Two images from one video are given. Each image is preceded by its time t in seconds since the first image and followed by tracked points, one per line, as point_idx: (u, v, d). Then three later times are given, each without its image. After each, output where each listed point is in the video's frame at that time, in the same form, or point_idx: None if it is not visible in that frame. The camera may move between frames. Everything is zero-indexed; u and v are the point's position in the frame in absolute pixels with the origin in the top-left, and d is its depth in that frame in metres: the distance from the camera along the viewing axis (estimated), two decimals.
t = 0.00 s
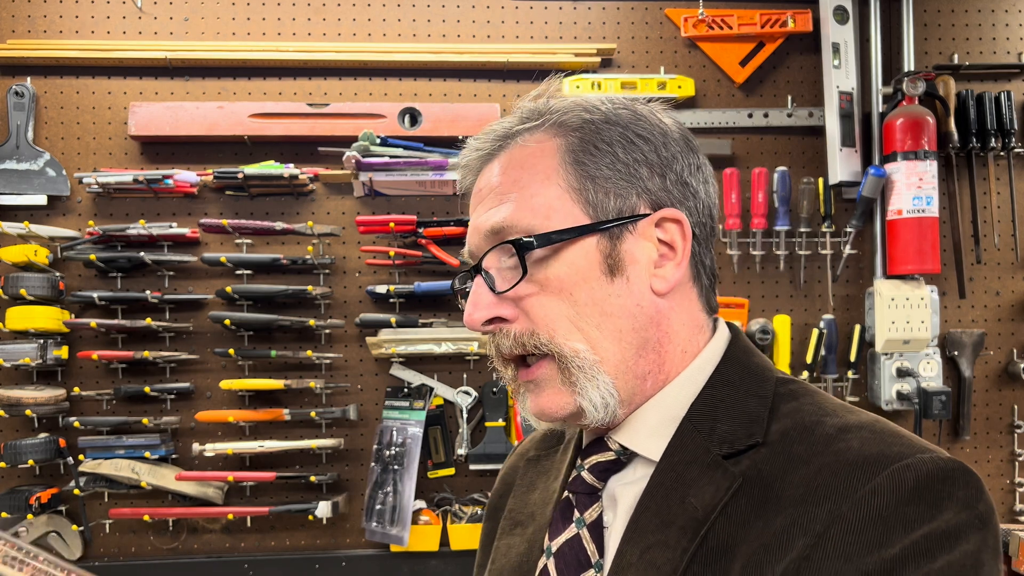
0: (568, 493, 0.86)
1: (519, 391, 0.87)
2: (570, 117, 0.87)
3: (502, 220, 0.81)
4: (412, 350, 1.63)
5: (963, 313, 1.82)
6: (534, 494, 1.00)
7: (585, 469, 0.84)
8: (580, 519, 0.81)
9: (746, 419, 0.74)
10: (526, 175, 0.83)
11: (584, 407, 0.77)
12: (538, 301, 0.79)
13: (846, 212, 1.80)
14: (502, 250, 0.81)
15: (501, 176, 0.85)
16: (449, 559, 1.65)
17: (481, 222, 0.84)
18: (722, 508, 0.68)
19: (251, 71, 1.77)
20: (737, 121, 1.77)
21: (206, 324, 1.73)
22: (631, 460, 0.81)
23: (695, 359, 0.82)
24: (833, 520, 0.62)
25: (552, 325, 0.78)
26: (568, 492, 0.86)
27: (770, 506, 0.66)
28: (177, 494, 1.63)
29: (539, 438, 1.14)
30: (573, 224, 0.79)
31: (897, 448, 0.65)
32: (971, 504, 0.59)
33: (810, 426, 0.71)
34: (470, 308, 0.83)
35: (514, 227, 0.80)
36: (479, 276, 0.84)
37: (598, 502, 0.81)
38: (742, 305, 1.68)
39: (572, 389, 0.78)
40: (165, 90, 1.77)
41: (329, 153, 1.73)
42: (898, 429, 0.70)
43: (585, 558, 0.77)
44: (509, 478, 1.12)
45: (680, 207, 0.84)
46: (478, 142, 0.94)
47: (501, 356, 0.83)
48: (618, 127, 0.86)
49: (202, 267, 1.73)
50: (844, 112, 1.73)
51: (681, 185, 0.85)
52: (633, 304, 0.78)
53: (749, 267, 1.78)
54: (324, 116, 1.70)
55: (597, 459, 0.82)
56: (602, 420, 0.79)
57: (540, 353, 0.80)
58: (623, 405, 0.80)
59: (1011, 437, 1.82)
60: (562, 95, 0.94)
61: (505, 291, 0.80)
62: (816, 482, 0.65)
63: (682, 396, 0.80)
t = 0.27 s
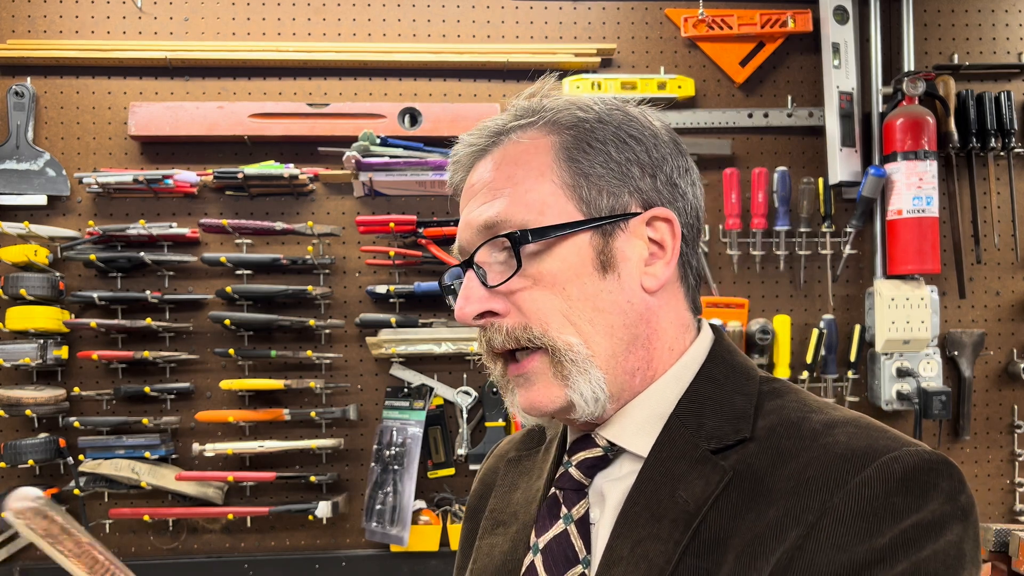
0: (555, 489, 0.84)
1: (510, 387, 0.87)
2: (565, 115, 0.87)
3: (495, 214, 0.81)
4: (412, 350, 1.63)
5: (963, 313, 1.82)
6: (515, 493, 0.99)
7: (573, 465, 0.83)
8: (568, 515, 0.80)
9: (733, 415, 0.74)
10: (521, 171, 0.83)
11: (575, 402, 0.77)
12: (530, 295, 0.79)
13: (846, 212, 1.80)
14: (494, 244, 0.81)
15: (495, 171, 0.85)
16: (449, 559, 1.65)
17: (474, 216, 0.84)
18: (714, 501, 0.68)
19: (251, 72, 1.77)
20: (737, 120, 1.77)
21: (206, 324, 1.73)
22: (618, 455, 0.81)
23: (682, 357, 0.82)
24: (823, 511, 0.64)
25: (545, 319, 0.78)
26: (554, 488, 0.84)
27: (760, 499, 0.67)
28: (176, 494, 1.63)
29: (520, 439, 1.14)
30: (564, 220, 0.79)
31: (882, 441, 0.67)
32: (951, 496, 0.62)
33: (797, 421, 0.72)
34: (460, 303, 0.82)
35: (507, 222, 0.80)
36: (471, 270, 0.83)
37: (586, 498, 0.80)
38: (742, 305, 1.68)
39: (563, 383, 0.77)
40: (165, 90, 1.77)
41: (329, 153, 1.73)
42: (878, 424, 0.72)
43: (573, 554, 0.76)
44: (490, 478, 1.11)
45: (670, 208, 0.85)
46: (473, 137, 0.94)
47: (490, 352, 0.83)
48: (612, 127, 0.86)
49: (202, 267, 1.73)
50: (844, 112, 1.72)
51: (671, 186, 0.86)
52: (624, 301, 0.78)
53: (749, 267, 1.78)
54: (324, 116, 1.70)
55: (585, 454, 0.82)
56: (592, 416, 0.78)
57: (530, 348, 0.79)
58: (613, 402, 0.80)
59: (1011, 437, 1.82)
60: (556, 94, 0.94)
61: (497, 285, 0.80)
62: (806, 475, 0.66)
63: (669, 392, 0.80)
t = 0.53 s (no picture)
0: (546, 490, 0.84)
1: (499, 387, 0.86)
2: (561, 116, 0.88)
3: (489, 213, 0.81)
4: (412, 350, 1.63)
5: (963, 313, 1.82)
6: (504, 497, 0.99)
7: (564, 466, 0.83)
8: (559, 515, 0.80)
9: (722, 414, 0.74)
10: (515, 172, 0.83)
11: (565, 402, 0.77)
12: (522, 295, 0.78)
13: (846, 212, 1.80)
14: (486, 244, 0.81)
15: (489, 170, 0.84)
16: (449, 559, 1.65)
17: (468, 215, 0.83)
18: (704, 499, 0.68)
19: (251, 72, 1.77)
20: (737, 120, 1.77)
21: (206, 324, 1.73)
22: (609, 456, 0.81)
23: (672, 358, 0.83)
24: (815, 507, 0.64)
25: (537, 319, 0.77)
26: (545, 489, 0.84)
27: (754, 494, 0.67)
28: (177, 494, 1.63)
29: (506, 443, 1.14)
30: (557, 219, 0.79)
31: (872, 438, 0.67)
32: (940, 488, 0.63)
33: (786, 419, 0.72)
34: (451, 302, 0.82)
35: (500, 221, 0.80)
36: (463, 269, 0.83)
37: (577, 499, 0.81)
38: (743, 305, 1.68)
39: (554, 383, 0.77)
40: (165, 90, 1.77)
41: (329, 153, 1.73)
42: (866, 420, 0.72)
43: (565, 555, 0.77)
44: (478, 483, 1.11)
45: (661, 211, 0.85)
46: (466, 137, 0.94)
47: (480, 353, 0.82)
48: (605, 130, 0.87)
49: (202, 267, 1.73)
50: (843, 112, 1.72)
51: (662, 189, 0.86)
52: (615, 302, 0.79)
53: (749, 267, 1.78)
54: (324, 116, 1.70)
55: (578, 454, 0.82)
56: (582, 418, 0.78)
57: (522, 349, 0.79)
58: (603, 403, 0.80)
59: (1011, 437, 1.82)
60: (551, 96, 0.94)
61: (488, 285, 0.79)
62: (795, 473, 0.67)
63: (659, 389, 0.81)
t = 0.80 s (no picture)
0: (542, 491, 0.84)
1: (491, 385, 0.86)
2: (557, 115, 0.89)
3: (488, 209, 0.81)
4: (412, 350, 1.63)
5: (963, 313, 1.82)
6: (492, 502, 0.99)
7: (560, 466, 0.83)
8: (557, 516, 0.80)
9: (717, 410, 0.75)
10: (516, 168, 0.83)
11: (563, 399, 0.76)
12: (523, 291, 0.78)
13: (846, 212, 1.80)
14: (485, 239, 0.80)
15: (489, 164, 0.84)
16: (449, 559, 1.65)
17: (466, 210, 0.83)
18: (706, 491, 0.69)
19: (251, 72, 1.77)
20: (737, 120, 1.77)
21: (206, 324, 1.73)
22: (604, 455, 0.81)
23: (664, 358, 0.84)
24: (816, 497, 0.65)
25: (538, 315, 0.77)
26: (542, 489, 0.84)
27: (754, 486, 0.68)
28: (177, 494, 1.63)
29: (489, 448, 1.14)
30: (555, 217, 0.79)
31: (866, 428, 0.69)
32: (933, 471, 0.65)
33: (779, 412, 0.74)
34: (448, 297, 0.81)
35: (501, 217, 0.80)
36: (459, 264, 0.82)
37: (574, 500, 0.80)
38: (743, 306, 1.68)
39: (553, 380, 0.76)
40: (165, 90, 1.77)
41: (329, 153, 1.73)
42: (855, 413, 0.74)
43: (564, 556, 0.76)
44: (460, 489, 1.11)
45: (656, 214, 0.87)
46: (462, 133, 0.94)
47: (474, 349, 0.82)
48: (604, 131, 0.87)
49: (202, 267, 1.73)
50: (843, 112, 1.73)
51: (656, 192, 0.88)
52: (613, 299, 0.79)
53: (749, 268, 1.78)
54: (324, 116, 1.70)
55: (574, 453, 0.82)
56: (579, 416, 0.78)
57: (520, 345, 0.78)
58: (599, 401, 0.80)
59: (1011, 437, 1.82)
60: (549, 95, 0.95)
61: (488, 280, 0.79)
62: (795, 464, 0.68)
63: (649, 386, 0.82)
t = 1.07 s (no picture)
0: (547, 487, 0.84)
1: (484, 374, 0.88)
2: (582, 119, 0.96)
3: (514, 192, 0.84)
4: (412, 350, 1.63)
5: (963, 313, 1.82)
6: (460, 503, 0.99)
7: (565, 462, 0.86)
8: (567, 512, 0.81)
9: (703, 395, 0.89)
10: (539, 159, 0.87)
11: (580, 394, 0.81)
12: (546, 281, 0.82)
13: (846, 212, 1.80)
14: (508, 225, 0.84)
15: (513, 150, 0.88)
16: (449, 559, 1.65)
17: (489, 188, 0.85)
18: (705, 465, 0.80)
19: (251, 72, 1.77)
20: (737, 120, 1.77)
21: (206, 324, 1.73)
22: (601, 449, 0.89)
23: (646, 351, 0.94)
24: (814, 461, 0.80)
25: (559, 302, 0.82)
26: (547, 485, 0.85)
27: (761, 458, 0.81)
28: (177, 494, 1.62)
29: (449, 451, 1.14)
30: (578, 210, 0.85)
31: (832, 403, 0.87)
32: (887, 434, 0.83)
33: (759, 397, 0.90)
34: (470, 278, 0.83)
35: (526, 205, 0.84)
36: (479, 244, 0.84)
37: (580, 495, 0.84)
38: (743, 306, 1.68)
39: (571, 370, 0.81)
40: (165, 90, 1.77)
41: (329, 153, 1.73)
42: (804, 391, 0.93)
43: (579, 552, 0.79)
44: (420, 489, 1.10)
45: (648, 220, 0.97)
46: (475, 110, 0.96)
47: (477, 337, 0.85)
48: (614, 139, 0.96)
49: (202, 267, 1.73)
50: (843, 112, 1.73)
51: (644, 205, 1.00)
52: (619, 300, 0.87)
53: (749, 267, 1.78)
54: (324, 116, 1.70)
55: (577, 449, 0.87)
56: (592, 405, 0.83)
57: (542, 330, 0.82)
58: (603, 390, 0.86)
59: (1011, 437, 1.82)
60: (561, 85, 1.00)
61: (511, 265, 0.82)
62: (777, 438, 0.83)
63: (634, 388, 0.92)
